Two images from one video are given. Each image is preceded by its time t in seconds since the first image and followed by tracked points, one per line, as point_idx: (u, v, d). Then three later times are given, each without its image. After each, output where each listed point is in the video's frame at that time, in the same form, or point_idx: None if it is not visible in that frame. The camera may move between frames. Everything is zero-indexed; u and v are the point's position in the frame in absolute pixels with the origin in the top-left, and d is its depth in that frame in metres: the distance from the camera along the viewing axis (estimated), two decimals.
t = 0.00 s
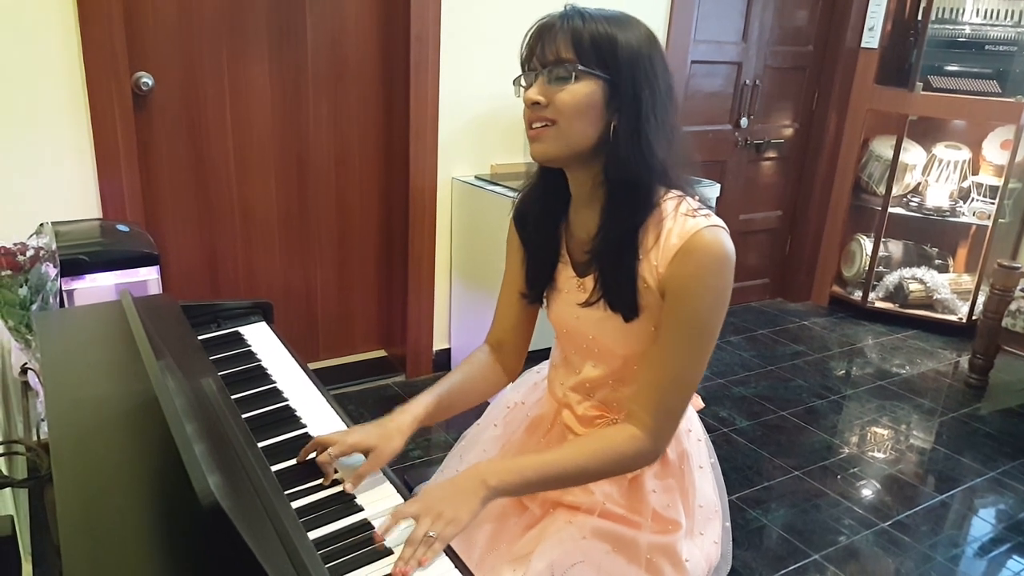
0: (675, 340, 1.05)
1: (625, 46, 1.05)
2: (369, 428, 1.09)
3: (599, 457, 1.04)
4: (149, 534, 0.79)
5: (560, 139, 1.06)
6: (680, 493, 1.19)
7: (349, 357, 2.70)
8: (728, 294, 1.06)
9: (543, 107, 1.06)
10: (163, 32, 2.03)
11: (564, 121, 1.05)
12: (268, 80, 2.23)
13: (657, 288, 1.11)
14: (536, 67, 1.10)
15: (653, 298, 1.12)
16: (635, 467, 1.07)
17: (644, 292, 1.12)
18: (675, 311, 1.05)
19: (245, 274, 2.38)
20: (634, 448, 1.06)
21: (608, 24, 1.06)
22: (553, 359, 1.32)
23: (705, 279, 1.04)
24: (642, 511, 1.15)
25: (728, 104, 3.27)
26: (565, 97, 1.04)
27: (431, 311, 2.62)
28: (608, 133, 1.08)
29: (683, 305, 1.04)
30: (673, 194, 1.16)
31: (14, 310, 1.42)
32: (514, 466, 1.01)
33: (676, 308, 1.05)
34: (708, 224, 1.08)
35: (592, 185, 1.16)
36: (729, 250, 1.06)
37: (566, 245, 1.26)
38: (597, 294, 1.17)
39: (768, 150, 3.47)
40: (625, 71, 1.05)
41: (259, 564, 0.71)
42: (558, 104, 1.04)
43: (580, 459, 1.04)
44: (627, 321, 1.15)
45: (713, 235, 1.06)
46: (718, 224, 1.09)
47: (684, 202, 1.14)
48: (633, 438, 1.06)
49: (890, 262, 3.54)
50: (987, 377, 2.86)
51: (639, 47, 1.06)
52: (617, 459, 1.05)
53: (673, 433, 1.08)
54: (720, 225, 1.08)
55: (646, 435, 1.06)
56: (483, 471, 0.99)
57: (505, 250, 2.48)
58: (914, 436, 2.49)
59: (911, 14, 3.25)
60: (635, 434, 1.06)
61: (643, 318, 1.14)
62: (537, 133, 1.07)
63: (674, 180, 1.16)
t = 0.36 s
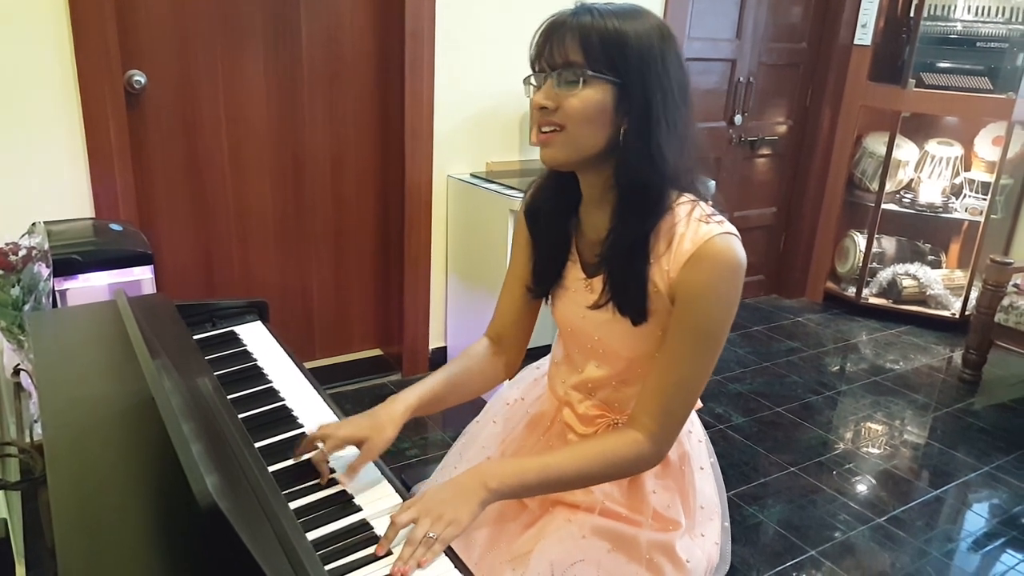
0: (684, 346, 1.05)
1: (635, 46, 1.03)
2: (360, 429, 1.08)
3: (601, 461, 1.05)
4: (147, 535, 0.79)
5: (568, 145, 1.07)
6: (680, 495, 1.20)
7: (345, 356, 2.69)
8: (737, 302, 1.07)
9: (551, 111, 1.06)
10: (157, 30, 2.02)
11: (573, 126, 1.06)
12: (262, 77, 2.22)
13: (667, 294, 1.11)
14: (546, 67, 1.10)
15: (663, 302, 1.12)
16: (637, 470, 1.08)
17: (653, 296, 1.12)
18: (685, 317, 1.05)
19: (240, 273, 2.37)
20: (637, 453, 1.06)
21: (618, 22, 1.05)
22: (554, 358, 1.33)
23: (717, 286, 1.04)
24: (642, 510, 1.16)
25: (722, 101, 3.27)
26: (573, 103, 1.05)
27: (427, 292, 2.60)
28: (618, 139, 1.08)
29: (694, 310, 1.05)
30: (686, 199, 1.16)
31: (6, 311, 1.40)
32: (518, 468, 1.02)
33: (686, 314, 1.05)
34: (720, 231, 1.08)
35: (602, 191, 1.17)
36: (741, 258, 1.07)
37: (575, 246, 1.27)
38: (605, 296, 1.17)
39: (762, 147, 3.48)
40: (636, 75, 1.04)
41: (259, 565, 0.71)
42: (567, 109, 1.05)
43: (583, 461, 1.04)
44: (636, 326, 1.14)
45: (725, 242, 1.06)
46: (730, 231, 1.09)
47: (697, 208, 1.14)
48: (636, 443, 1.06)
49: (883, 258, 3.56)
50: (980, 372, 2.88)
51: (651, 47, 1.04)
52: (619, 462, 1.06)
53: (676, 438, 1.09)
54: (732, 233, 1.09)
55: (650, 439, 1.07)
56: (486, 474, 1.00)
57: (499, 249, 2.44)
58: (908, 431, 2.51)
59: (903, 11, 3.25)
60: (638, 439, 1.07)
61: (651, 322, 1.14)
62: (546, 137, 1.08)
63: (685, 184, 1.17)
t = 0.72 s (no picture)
0: (694, 353, 1.05)
1: (654, 49, 1.04)
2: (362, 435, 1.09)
3: (605, 468, 1.05)
4: (149, 541, 0.79)
5: (580, 149, 1.07)
6: (684, 498, 1.21)
7: (344, 358, 2.69)
8: (747, 307, 1.07)
9: (565, 114, 1.06)
10: (152, 33, 2.01)
11: (587, 131, 1.06)
12: (258, 79, 2.21)
13: (677, 299, 1.11)
14: (560, 69, 1.10)
15: (673, 308, 1.12)
16: (638, 478, 1.08)
17: (662, 301, 1.12)
18: (694, 322, 1.05)
19: (238, 276, 2.36)
20: (641, 458, 1.07)
21: (637, 23, 1.05)
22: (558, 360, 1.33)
23: (726, 291, 1.05)
24: (647, 513, 1.17)
25: (720, 98, 3.27)
26: (588, 106, 1.05)
27: (426, 297, 2.60)
28: (633, 144, 1.09)
29: (704, 316, 1.05)
30: (699, 204, 1.15)
31: (6, 317, 1.41)
32: (522, 473, 1.02)
33: (696, 319, 1.05)
34: (732, 236, 1.08)
35: (613, 193, 1.17)
36: (752, 264, 1.07)
37: (585, 249, 1.27)
38: (615, 300, 1.16)
39: (760, 145, 3.47)
40: (653, 79, 1.05)
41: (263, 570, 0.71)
42: (581, 113, 1.05)
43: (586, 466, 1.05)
44: (645, 330, 1.15)
45: (736, 248, 1.06)
46: (742, 237, 1.09)
47: (710, 213, 1.14)
48: (641, 449, 1.07)
49: (882, 254, 3.56)
50: (981, 368, 2.88)
51: (670, 50, 1.05)
52: (623, 468, 1.06)
53: (680, 444, 1.09)
54: (744, 239, 1.09)
55: (654, 446, 1.07)
56: (489, 479, 1.01)
57: (498, 251, 2.43)
58: (909, 427, 2.51)
59: (900, 7, 3.24)
60: (643, 445, 1.07)
61: (660, 327, 1.14)
62: (559, 140, 1.08)
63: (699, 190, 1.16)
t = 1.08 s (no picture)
0: (696, 353, 1.05)
1: (663, 50, 1.04)
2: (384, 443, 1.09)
3: (613, 467, 1.05)
4: (157, 547, 0.79)
5: (584, 148, 1.06)
6: (692, 498, 1.21)
7: (349, 359, 2.69)
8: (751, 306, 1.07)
9: (570, 112, 1.05)
10: (153, 37, 2.01)
11: (592, 130, 1.05)
12: (259, 80, 2.21)
13: (678, 298, 1.11)
14: (566, 66, 1.09)
15: (674, 308, 1.12)
16: (644, 476, 1.08)
17: (663, 301, 1.12)
18: (698, 322, 1.05)
19: (242, 279, 2.36)
20: (646, 458, 1.06)
21: (646, 23, 1.04)
22: (562, 361, 1.33)
23: (730, 290, 1.05)
24: (655, 514, 1.16)
25: (722, 95, 3.26)
26: (594, 105, 1.04)
27: (429, 298, 2.60)
28: (637, 145, 1.09)
29: (706, 315, 1.05)
30: (699, 202, 1.15)
31: (11, 323, 1.41)
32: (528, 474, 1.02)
33: (699, 319, 1.05)
34: (733, 234, 1.08)
35: (615, 194, 1.16)
36: (755, 262, 1.07)
37: (588, 251, 1.26)
38: (616, 302, 1.16)
39: (763, 141, 3.46)
40: (661, 82, 1.05)
41: None
42: (586, 111, 1.04)
43: (593, 465, 1.05)
44: (647, 332, 1.14)
45: (738, 245, 1.06)
46: (743, 234, 1.09)
47: (710, 212, 1.14)
48: (646, 448, 1.07)
49: (888, 250, 3.54)
50: (989, 364, 2.87)
51: (677, 52, 1.05)
52: (630, 468, 1.06)
53: (686, 443, 1.09)
54: (745, 236, 1.08)
55: (660, 445, 1.07)
56: (495, 477, 1.00)
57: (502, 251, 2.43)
58: (917, 424, 2.50)
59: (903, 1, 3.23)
60: (649, 444, 1.07)
61: (663, 328, 1.14)
62: (563, 137, 1.07)
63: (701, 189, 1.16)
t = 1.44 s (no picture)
0: (693, 344, 1.05)
1: (649, 47, 1.04)
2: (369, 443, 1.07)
3: (617, 462, 1.05)
4: (168, 554, 0.78)
5: (576, 146, 1.06)
6: (700, 494, 1.21)
7: (351, 360, 2.68)
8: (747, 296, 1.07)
9: (560, 111, 1.05)
10: (152, 40, 2.01)
11: (582, 128, 1.05)
12: (258, 82, 2.20)
13: (674, 291, 1.11)
14: (554, 65, 1.09)
15: (670, 301, 1.12)
16: (647, 470, 1.07)
17: (660, 296, 1.12)
18: (694, 314, 1.05)
19: (243, 281, 2.36)
20: (649, 452, 1.06)
21: (632, 22, 1.04)
22: (566, 361, 1.33)
23: (726, 280, 1.05)
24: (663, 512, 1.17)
25: (721, 91, 3.26)
26: (584, 104, 1.04)
27: (431, 302, 2.60)
28: (627, 141, 1.08)
29: (701, 306, 1.05)
30: (690, 197, 1.15)
31: (13, 330, 1.39)
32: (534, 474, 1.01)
33: (695, 309, 1.05)
34: (724, 225, 1.08)
35: (607, 193, 1.16)
36: (748, 251, 1.07)
37: (582, 249, 1.26)
38: (613, 300, 1.16)
39: (762, 137, 3.47)
40: (649, 78, 1.05)
41: None
42: (576, 110, 1.04)
43: (595, 459, 1.04)
44: (645, 328, 1.14)
45: (731, 236, 1.07)
46: (735, 225, 1.09)
47: (700, 204, 1.14)
48: (647, 441, 1.06)
49: (888, 244, 3.56)
50: (989, 356, 2.88)
51: (663, 49, 1.05)
52: (632, 461, 1.05)
53: (688, 434, 1.08)
54: (737, 226, 1.09)
55: (661, 438, 1.06)
56: (498, 476, 0.99)
57: (503, 249, 2.43)
58: (918, 417, 2.51)
59: None
60: (651, 437, 1.06)
61: (660, 323, 1.14)
62: (553, 137, 1.07)
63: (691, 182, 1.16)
